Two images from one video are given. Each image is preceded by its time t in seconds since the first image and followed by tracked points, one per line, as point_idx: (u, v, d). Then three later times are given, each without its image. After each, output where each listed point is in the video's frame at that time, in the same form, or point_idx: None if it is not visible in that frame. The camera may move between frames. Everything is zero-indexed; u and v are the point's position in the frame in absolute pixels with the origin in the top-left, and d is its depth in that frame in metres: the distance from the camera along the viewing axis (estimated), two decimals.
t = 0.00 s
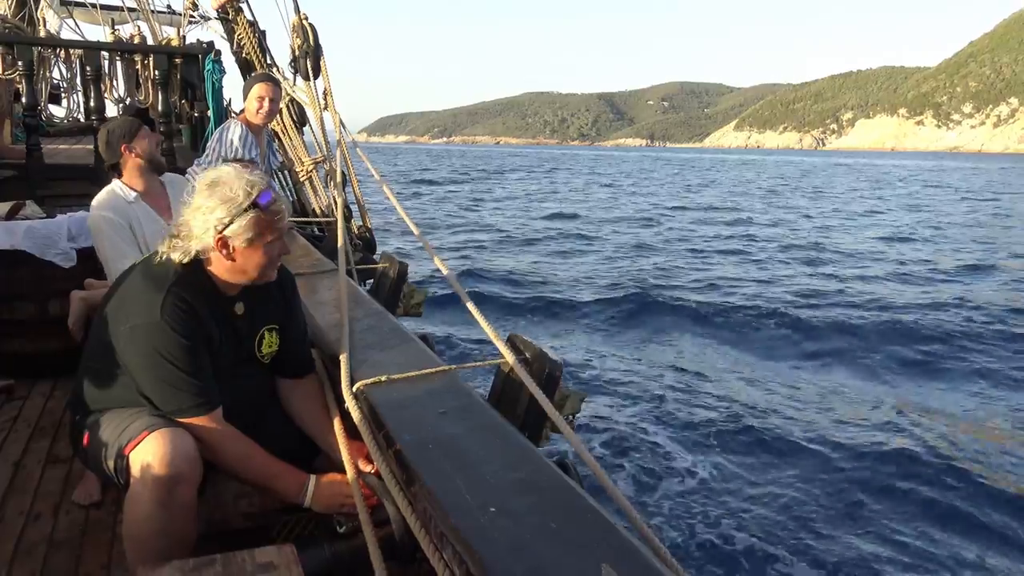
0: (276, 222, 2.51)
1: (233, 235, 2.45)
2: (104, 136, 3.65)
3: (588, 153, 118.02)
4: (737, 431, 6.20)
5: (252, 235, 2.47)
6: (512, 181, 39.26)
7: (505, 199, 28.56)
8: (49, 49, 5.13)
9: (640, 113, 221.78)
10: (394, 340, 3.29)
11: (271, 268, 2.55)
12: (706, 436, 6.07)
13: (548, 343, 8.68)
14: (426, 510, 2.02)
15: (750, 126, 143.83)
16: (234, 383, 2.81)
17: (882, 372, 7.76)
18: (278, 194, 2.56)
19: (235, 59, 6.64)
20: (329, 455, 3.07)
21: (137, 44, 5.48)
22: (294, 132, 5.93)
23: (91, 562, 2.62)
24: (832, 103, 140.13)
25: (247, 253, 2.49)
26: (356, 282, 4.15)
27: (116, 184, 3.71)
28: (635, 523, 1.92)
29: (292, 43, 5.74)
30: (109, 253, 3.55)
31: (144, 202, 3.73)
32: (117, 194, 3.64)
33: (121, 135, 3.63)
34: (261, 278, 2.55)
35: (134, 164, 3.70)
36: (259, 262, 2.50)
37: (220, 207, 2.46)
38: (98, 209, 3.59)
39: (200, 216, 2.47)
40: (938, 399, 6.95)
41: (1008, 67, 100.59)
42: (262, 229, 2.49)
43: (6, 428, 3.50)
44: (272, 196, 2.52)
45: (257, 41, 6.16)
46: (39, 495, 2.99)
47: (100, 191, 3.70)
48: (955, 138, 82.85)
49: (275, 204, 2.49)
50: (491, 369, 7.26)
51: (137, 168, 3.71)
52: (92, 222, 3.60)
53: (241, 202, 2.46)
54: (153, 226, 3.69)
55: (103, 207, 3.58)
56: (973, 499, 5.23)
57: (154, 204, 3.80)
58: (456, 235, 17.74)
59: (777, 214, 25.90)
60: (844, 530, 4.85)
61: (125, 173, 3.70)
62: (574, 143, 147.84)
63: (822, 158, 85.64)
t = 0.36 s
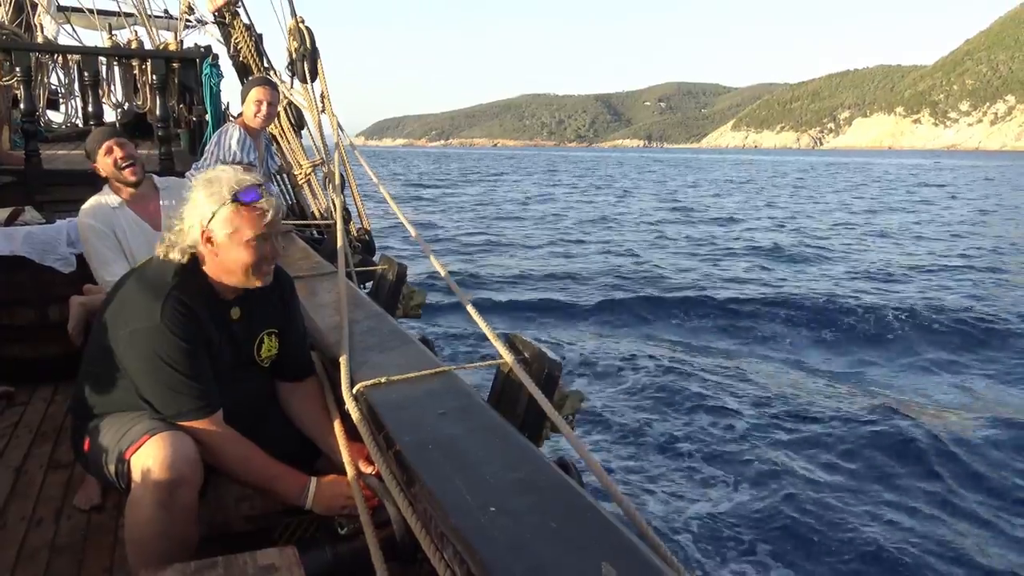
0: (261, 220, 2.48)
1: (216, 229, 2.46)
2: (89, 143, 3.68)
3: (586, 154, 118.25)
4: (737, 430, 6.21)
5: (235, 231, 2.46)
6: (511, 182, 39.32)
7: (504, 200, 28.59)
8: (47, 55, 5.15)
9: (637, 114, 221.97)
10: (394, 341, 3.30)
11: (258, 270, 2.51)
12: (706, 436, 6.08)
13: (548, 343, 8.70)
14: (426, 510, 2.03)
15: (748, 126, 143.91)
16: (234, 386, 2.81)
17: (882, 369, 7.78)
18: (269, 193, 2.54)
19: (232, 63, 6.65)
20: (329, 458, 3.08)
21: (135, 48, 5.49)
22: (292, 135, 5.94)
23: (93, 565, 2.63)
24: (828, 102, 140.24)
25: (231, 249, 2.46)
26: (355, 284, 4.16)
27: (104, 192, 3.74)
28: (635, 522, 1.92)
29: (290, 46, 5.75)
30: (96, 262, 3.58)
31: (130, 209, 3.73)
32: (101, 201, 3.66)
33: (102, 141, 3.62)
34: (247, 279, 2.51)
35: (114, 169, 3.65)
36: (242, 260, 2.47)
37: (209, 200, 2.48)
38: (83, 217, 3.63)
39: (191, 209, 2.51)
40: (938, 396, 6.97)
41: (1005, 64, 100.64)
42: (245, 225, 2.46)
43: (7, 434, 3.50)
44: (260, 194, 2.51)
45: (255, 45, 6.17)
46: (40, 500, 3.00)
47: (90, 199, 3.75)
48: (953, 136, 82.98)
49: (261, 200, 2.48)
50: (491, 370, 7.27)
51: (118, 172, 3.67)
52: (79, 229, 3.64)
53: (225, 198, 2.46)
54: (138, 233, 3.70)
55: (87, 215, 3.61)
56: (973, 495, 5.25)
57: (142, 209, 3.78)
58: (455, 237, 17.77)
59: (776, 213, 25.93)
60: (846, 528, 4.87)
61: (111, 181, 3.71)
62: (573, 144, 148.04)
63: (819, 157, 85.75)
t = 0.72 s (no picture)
0: (227, 215, 2.55)
1: (192, 223, 2.59)
2: (89, 154, 3.72)
3: (585, 158, 118.28)
4: (736, 434, 6.23)
5: (203, 225, 2.56)
6: (510, 187, 39.36)
7: (503, 205, 28.64)
8: (47, 62, 5.17)
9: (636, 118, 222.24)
10: (393, 347, 3.31)
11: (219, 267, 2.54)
12: (706, 440, 6.10)
13: (548, 348, 8.72)
14: (425, 515, 2.04)
15: (746, 130, 144.07)
16: (234, 392, 2.82)
17: (881, 372, 7.80)
18: (244, 194, 2.59)
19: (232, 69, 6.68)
20: (330, 463, 3.08)
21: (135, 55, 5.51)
22: (292, 142, 5.95)
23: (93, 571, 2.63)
24: (826, 107, 140.46)
25: (197, 243, 2.56)
26: (355, 289, 4.17)
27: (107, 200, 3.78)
28: (633, 526, 1.94)
29: (289, 53, 5.78)
30: (96, 270, 3.61)
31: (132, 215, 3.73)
32: (103, 210, 3.68)
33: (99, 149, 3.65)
34: (211, 276, 2.56)
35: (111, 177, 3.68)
36: (203, 254, 2.54)
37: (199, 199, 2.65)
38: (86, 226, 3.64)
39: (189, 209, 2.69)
40: (936, 399, 7.00)
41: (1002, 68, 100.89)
42: (212, 220, 2.55)
43: (7, 441, 3.51)
44: (233, 192, 2.58)
45: (254, 51, 6.19)
46: (41, 507, 3.01)
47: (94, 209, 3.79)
48: (951, 140, 83.19)
49: (229, 196, 2.56)
50: (491, 375, 7.29)
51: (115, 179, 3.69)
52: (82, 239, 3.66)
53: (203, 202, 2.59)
54: (140, 239, 3.69)
55: (88, 222, 3.63)
56: (972, 498, 5.27)
57: (143, 217, 3.81)
58: (454, 242, 17.79)
59: (775, 217, 25.99)
60: (844, 530, 4.89)
61: (112, 189, 3.74)
62: (571, 149, 148.07)
63: (818, 161, 85.89)
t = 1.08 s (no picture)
0: (223, 221, 2.58)
1: (189, 231, 2.61)
2: (107, 158, 3.71)
3: (583, 163, 118.39)
4: (734, 438, 6.25)
5: (199, 232, 2.58)
6: (508, 193, 39.38)
7: (501, 210, 28.68)
8: (45, 71, 5.19)
9: (634, 122, 222.57)
10: (391, 354, 3.32)
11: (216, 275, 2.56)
12: (703, 444, 6.12)
13: (546, 354, 8.74)
14: (423, 521, 2.05)
15: (743, 134, 144.21)
16: (231, 399, 2.83)
17: (879, 375, 7.82)
18: (240, 201, 2.62)
19: (230, 78, 6.69)
20: (329, 470, 3.09)
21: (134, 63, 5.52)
22: (290, 149, 5.97)
23: None
24: (823, 111, 140.59)
25: (194, 250, 2.57)
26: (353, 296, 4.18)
27: (119, 206, 3.79)
28: (631, 531, 1.95)
29: (287, 61, 5.80)
30: (102, 277, 3.65)
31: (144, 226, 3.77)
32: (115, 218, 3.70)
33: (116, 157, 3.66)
34: (208, 283, 2.58)
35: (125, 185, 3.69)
36: (199, 261, 2.55)
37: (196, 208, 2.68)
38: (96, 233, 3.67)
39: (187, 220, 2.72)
40: (934, 401, 7.01)
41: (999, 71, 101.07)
42: (208, 227, 2.57)
43: (6, 450, 3.52)
44: (228, 199, 2.61)
45: (252, 59, 6.21)
46: (39, 515, 3.02)
47: (104, 213, 3.81)
48: (948, 143, 83.41)
49: (226, 202, 2.59)
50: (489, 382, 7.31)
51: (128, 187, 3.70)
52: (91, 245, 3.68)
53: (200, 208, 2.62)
54: (149, 249, 3.74)
55: (99, 231, 3.66)
56: (969, 499, 5.30)
57: (155, 226, 3.84)
58: (453, 247, 17.80)
59: (772, 220, 26.03)
60: (842, 532, 4.91)
61: (125, 197, 3.75)
62: (569, 153, 148.30)
63: (815, 165, 86.03)
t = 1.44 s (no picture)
0: (234, 251, 2.60)
1: (197, 256, 2.62)
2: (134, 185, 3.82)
3: (585, 181, 118.83)
4: (739, 455, 6.24)
5: (210, 260, 2.60)
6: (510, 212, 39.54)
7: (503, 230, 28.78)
8: (51, 99, 5.24)
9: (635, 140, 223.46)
10: (394, 378, 3.34)
11: (225, 304, 2.59)
12: (708, 462, 6.11)
13: (550, 374, 8.74)
14: (428, 544, 2.06)
15: (744, 150, 144.50)
16: (236, 424, 2.85)
17: (884, 390, 7.81)
18: (250, 229, 2.65)
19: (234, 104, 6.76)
20: (334, 496, 3.09)
21: (138, 91, 5.57)
22: (294, 174, 6.02)
23: None
24: (824, 126, 140.86)
25: (203, 276, 2.59)
26: (356, 321, 4.20)
27: (140, 232, 3.90)
28: (635, 553, 1.95)
29: (290, 87, 5.86)
30: (116, 302, 3.75)
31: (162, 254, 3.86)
32: (135, 246, 3.80)
33: (143, 186, 3.77)
34: (215, 311, 2.60)
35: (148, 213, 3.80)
36: (209, 288, 2.58)
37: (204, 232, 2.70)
38: (114, 258, 3.76)
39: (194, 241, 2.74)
40: (939, 416, 7.00)
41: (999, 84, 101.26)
42: (218, 255, 2.59)
43: (12, 477, 3.53)
44: (239, 227, 2.63)
45: (256, 85, 6.28)
46: (45, 542, 3.03)
47: (124, 237, 3.90)
48: (949, 157, 83.65)
49: (236, 231, 2.61)
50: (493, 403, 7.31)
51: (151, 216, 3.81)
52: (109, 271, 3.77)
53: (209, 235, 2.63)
54: (164, 278, 3.82)
55: (119, 256, 3.76)
56: (974, 514, 5.29)
57: (174, 254, 3.93)
58: (456, 267, 17.84)
59: (774, 236, 26.07)
60: (848, 548, 4.90)
61: (147, 224, 3.86)
62: (571, 172, 148.88)
63: (816, 180, 86.26)
